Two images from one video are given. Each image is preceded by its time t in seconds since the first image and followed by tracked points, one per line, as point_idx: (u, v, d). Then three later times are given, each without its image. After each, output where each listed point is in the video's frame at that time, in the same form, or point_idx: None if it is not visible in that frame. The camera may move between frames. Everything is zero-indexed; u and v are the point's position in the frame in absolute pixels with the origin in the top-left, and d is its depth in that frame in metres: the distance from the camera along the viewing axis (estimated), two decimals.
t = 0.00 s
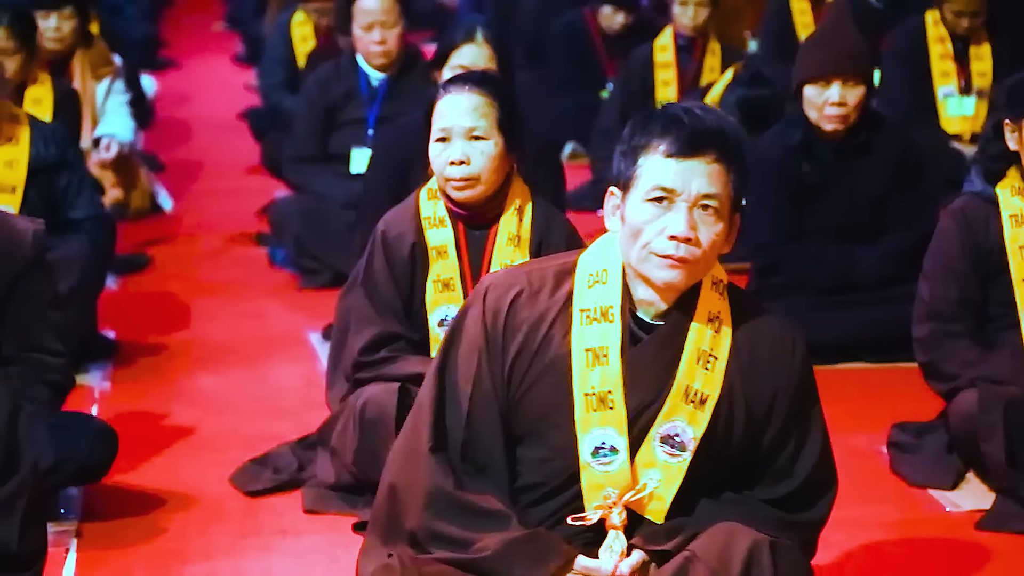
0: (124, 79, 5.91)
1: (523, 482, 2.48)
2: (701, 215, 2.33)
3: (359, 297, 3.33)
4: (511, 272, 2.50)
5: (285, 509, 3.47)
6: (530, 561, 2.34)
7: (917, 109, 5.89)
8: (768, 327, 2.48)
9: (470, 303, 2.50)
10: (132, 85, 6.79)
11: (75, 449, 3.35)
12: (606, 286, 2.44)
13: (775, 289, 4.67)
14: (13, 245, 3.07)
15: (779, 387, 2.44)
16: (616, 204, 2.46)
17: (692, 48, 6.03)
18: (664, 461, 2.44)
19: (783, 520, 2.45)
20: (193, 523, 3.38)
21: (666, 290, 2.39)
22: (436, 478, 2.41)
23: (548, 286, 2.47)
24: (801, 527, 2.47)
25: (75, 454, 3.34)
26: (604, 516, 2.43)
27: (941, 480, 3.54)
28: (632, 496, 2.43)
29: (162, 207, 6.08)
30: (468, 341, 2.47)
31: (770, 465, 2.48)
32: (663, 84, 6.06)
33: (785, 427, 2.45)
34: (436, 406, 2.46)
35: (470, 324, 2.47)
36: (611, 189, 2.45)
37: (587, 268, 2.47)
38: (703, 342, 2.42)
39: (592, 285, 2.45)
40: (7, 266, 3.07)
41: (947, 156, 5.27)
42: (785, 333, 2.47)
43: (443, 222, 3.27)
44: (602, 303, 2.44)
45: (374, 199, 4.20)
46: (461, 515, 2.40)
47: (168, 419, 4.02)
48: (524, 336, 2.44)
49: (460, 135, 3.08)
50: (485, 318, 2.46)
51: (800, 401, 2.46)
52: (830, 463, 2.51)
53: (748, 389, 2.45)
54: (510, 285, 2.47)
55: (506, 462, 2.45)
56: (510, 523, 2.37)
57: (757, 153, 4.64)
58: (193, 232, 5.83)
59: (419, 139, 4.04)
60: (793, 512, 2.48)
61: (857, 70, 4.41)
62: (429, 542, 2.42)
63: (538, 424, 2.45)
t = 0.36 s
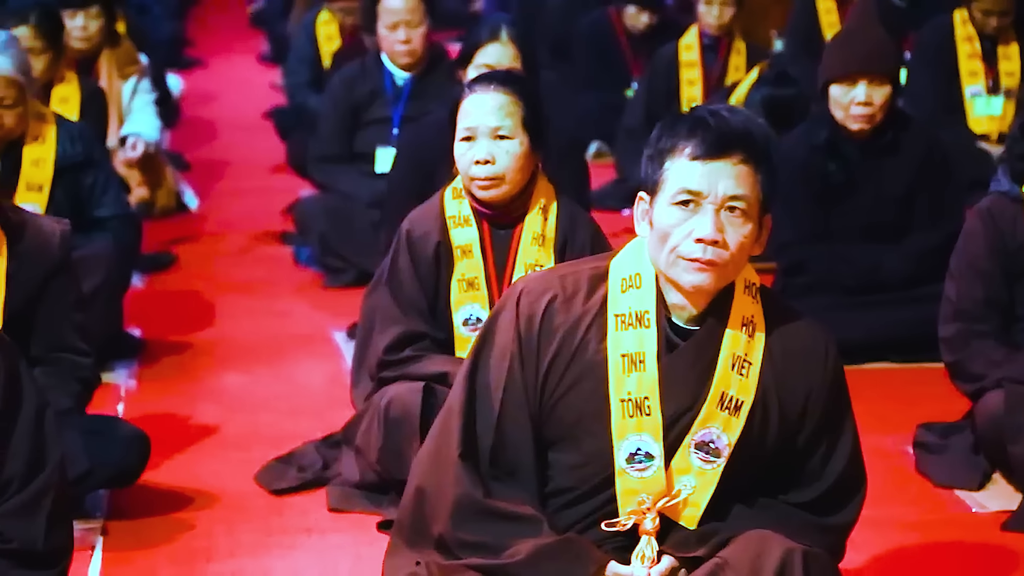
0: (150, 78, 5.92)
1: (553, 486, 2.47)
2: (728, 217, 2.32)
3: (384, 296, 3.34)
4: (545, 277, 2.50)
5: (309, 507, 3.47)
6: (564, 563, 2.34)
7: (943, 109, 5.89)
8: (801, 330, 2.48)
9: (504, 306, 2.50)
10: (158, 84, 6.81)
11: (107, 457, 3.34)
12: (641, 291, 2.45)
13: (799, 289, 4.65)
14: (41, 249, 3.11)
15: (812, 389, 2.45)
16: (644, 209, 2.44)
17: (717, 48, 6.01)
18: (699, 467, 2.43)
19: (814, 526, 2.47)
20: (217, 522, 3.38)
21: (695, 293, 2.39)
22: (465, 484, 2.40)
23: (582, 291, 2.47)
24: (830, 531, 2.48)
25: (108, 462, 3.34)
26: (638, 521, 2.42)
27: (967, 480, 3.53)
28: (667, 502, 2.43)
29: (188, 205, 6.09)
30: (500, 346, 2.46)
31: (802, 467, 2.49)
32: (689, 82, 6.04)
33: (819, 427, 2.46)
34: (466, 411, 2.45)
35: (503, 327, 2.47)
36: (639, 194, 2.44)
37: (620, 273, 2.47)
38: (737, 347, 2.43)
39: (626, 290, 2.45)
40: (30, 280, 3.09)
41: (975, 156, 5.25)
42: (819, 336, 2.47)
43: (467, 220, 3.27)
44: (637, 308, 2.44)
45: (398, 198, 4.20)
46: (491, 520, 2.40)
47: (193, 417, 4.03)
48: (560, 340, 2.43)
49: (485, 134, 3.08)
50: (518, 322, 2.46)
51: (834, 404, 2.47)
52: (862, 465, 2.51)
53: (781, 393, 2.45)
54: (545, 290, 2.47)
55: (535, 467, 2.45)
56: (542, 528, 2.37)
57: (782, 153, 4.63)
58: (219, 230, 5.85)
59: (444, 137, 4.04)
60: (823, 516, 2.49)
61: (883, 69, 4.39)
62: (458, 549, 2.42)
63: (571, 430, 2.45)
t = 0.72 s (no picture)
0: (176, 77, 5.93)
1: (572, 489, 2.47)
2: (730, 212, 2.32)
3: (410, 296, 3.35)
4: (550, 280, 2.49)
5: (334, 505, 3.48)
6: (590, 562, 2.35)
7: (971, 109, 5.87)
8: (806, 316, 2.47)
9: (510, 311, 2.49)
10: (183, 83, 6.82)
11: (133, 451, 3.35)
12: (647, 288, 2.44)
13: (825, 288, 4.67)
14: (65, 245, 3.13)
15: (822, 375, 2.44)
16: (645, 207, 2.43)
17: (743, 46, 5.98)
18: (716, 461, 2.43)
19: (824, 511, 2.48)
20: (242, 520, 3.39)
21: (701, 289, 2.38)
22: (482, 492, 2.40)
23: (589, 293, 2.47)
24: (843, 516, 2.49)
25: (134, 458, 3.35)
26: (659, 519, 2.43)
27: (993, 482, 3.52)
28: (687, 497, 2.42)
29: (213, 204, 6.11)
30: (508, 352, 2.46)
31: (816, 452, 2.49)
32: (714, 81, 6.02)
33: (831, 410, 2.46)
34: (477, 419, 2.44)
35: (510, 332, 2.46)
36: (639, 191, 2.42)
37: (625, 271, 2.46)
38: (746, 338, 2.42)
39: (632, 288, 2.45)
40: (55, 273, 3.11)
41: (1002, 157, 5.23)
42: (826, 321, 2.47)
43: (492, 220, 3.27)
44: (644, 305, 2.43)
45: (421, 198, 4.19)
46: (509, 524, 2.40)
47: (218, 415, 4.04)
48: (571, 342, 2.43)
49: (511, 133, 3.08)
50: (526, 326, 2.45)
51: (844, 388, 2.47)
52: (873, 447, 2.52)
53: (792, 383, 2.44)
54: (551, 293, 2.46)
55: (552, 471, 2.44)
56: (564, 528, 2.38)
57: (810, 149, 4.64)
58: (244, 229, 5.86)
59: (470, 136, 4.04)
60: (837, 501, 2.50)
61: (908, 69, 4.38)
62: (480, 552, 2.42)
63: (585, 430, 2.44)
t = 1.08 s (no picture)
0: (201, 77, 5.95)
1: (580, 498, 2.46)
2: (712, 207, 2.31)
3: (434, 295, 3.37)
4: (537, 290, 2.49)
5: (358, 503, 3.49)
6: (603, 563, 2.35)
7: (997, 109, 5.84)
8: (798, 304, 2.47)
9: (500, 325, 2.49)
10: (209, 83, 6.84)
11: (159, 453, 3.39)
12: (635, 291, 2.44)
13: (849, 289, 4.67)
14: (84, 241, 3.14)
15: (819, 364, 2.43)
16: (626, 210, 2.44)
17: (767, 46, 5.97)
18: (717, 458, 2.41)
19: (833, 502, 2.47)
20: (266, 518, 3.40)
21: (690, 285, 2.38)
22: (488, 505, 2.40)
23: (577, 299, 2.47)
24: (853, 506, 2.47)
25: (158, 461, 3.38)
26: (666, 520, 2.41)
27: (1019, 483, 3.51)
28: (691, 496, 2.40)
29: (238, 203, 6.13)
30: (502, 365, 2.46)
31: (818, 442, 2.48)
32: (738, 81, 6.03)
33: (831, 398, 2.45)
34: (477, 435, 2.45)
35: (502, 345, 2.46)
36: (620, 195, 2.43)
37: (611, 275, 2.46)
38: (737, 332, 2.41)
39: (620, 292, 2.44)
40: (72, 271, 3.12)
41: None
42: (819, 310, 2.46)
43: (516, 219, 3.26)
44: (633, 308, 2.43)
45: (445, 197, 4.19)
46: (514, 532, 2.40)
47: (241, 414, 4.04)
48: (561, 351, 2.42)
49: (535, 132, 3.07)
50: (517, 338, 2.45)
51: (841, 377, 2.46)
52: (876, 432, 2.51)
53: (788, 375, 2.44)
54: (538, 304, 2.46)
55: (556, 479, 2.44)
56: (574, 529, 2.39)
57: (836, 151, 4.64)
58: (268, 228, 5.87)
59: (495, 136, 4.04)
60: (844, 491, 2.49)
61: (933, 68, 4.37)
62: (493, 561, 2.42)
63: (584, 438, 2.43)
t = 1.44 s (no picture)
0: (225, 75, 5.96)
1: (591, 502, 2.46)
2: (708, 204, 2.31)
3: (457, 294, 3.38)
4: (537, 294, 2.48)
5: (381, 502, 3.49)
6: (616, 562, 2.35)
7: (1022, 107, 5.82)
8: (799, 298, 2.44)
9: (501, 330, 2.49)
10: (233, 82, 6.85)
11: (183, 447, 3.37)
12: (632, 292, 2.43)
13: (874, 288, 4.64)
14: (112, 242, 3.15)
15: (823, 361, 2.40)
16: (623, 207, 2.43)
17: (791, 44, 5.97)
18: (721, 456, 2.39)
19: (843, 500, 2.45)
20: (289, 517, 3.40)
21: (687, 284, 2.36)
22: (498, 507, 2.41)
23: (575, 303, 2.46)
24: (864, 504, 2.45)
25: (179, 454, 3.36)
26: (672, 520, 2.40)
27: None
28: (696, 495, 2.40)
29: (261, 202, 6.14)
30: (505, 371, 2.46)
31: (825, 438, 2.45)
32: (762, 79, 6.02)
33: (837, 394, 2.42)
34: (483, 440, 2.46)
35: (503, 351, 2.46)
36: (617, 193, 2.43)
37: (610, 277, 2.46)
38: (737, 330, 2.39)
39: (618, 293, 2.44)
40: (98, 272, 3.14)
41: None
42: (822, 306, 2.43)
43: (540, 218, 3.25)
44: (631, 309, 2.42)
45: (469, 196, 4.19)
46: (524, 533, 2.41)
47: (263, 413, 4.05)
48: (561, 355, 2.42)
49: (558, 131, 3.07)
50: (517, 342, 2.45)
51: (846, 371, 2.43)
52: (886, 424, 2.48)
53: (791, 373, 2.41)
54: (536, 309, 2.45)
55: (565, 481, 2.44)
56: (587, 528, 2.39)
57: (860, 151, 4.64)
58: (292, 227, 5.87)
59: (519, 135, 4.04)
60: (853, 487, 2.46)
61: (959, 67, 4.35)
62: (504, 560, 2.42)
63: (588, 441, 2.43)
